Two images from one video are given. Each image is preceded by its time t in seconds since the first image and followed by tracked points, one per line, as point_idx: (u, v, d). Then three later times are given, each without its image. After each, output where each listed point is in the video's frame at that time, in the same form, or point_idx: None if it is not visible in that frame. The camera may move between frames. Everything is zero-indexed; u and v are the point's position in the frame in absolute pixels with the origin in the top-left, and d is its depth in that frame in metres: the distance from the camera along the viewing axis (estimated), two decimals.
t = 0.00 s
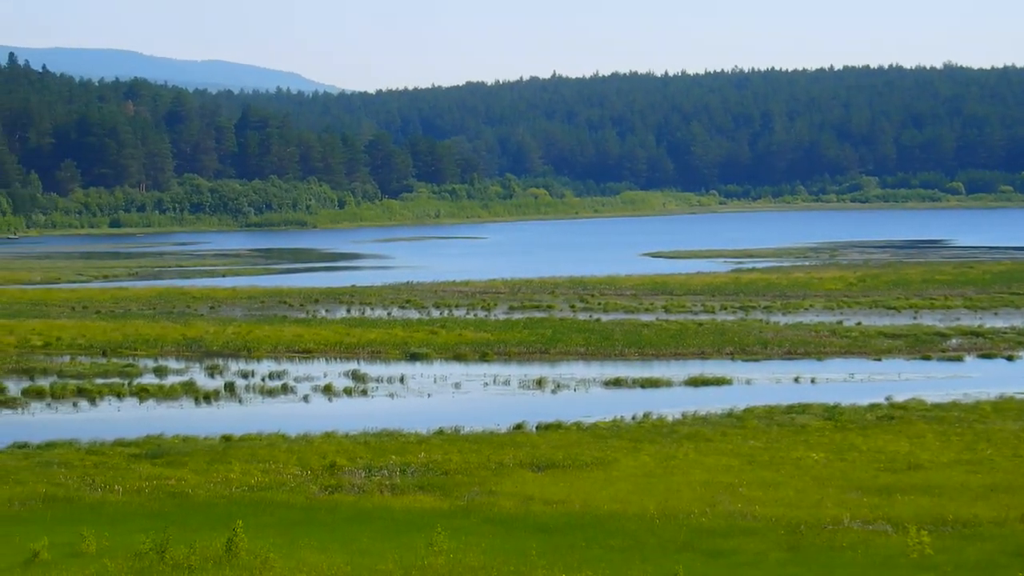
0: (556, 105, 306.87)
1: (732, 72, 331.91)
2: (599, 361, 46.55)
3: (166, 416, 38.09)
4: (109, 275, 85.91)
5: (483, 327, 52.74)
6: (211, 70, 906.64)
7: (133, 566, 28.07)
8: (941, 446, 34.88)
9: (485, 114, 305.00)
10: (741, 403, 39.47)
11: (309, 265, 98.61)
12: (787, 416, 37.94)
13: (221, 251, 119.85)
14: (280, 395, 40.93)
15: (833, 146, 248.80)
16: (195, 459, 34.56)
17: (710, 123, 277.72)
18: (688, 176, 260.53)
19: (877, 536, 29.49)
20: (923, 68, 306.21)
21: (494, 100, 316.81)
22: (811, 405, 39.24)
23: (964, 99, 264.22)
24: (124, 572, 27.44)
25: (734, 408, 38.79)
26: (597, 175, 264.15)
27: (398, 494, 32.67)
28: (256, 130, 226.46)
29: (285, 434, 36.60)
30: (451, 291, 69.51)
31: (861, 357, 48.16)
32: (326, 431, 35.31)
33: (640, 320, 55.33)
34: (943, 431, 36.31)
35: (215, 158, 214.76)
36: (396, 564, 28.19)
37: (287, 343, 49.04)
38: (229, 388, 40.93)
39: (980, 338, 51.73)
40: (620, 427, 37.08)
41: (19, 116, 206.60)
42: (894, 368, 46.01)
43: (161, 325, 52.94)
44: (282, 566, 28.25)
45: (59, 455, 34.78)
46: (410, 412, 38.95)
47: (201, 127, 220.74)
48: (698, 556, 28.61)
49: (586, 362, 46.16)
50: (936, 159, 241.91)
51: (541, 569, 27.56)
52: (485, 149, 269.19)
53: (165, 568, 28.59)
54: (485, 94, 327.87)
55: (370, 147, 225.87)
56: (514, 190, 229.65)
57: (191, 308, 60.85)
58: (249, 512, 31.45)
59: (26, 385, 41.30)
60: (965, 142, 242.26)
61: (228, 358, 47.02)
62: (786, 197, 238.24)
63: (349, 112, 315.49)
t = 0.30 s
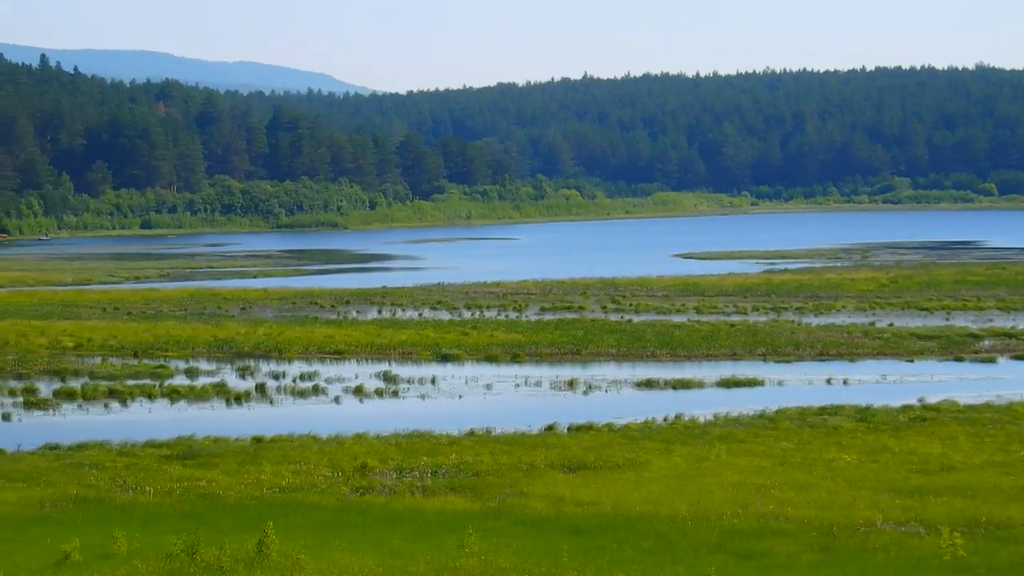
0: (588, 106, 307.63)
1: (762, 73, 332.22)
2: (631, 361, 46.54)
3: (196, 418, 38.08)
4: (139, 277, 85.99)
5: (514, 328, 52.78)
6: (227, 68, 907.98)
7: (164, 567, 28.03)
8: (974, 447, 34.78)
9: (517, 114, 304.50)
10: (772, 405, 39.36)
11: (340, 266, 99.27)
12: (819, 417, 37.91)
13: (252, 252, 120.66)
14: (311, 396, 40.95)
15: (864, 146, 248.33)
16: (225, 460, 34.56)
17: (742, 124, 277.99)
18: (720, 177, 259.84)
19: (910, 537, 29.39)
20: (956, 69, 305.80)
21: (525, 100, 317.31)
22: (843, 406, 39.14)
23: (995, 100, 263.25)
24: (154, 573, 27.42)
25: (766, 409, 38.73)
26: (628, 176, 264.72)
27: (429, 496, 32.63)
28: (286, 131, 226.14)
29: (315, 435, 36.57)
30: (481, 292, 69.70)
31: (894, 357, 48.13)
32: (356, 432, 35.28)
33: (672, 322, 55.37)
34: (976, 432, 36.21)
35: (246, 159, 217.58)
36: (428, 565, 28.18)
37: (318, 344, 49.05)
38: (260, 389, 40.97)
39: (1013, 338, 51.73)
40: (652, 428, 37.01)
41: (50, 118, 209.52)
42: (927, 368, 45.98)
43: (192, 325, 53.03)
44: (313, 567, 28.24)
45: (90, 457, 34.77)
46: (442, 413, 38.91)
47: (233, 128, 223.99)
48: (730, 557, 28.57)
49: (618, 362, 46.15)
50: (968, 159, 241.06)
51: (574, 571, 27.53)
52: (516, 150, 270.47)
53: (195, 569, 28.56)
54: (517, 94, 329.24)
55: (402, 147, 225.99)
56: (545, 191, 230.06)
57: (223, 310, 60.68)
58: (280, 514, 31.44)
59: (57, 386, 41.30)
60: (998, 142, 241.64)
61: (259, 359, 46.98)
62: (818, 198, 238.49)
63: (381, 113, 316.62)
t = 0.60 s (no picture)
0: (619, 108, 308.78)
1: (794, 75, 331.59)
2: (662, 363, 46.50)
3: (226, 419, 38.09)
4: (170, 278, 86.30)
5: (545, 330, 52.74)
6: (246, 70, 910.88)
7: (194, 568, 28.00)
8: (1007, 450, 34.62)
9: (549, 116, 305.14)
10: (804, 406, 39.27)
11: (371, 268, 99.13)
12: (851, 420, 37.85)
13: (282, 253, 120.64)
14: (342, 398, 40.93)
15: (896, 148, 246.67)
16: (256, 462, 34.52)
17: (774, 126, 277.70)
18: (751, 179, 260.94)
19: (942, 540, 29.28)
20: (990, 72, 304.30)
21: (558, 102, 318.67)
22: (875, 409, 39.02)
23: None
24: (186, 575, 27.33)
25: (797, 412, 38.62)
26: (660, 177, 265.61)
27: (461, 497, 32.60)
28: (317, 133, 227.37)
29: (345, 437, 36.51)
30: (513, 293, 70.06)
31: (926, 360, 48.00)
32: (387, 434, 35.20)
33: (704, 324, 54.96)
34: (1009, 435, 36.04)
35: (277, 161, 218.24)
36: (458, 568, 28.16)
37: (350, 346, 48.96)
38: (291, 392, 40.96)
39: None
40: (684, 431, 36.92)
41: (81, 120, 214.77)
42: (958, 370, 45.83)
43: (223, 328, 53.07)
44: (344, 569, 28.17)
45: (121, 459, 34.76)
46: (471, 414, 38.84)
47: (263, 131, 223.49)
48: (762, 560, 28.50)
49: (650, 364, 46.17)
50: (1001, 162, 239.16)
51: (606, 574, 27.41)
52: (547, 152, 272.45)
53: (225, 571, 28.49)
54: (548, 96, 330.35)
55: (432, 150, 225.88)
56: (576, 193, 230.08)
57: (255, 311, 60.69)
58: (311, 516, 31.42)
59: (89, 387, 41.36)
60: None
61: (290, 362, 46.97)
62: (850, 200, 236.99)
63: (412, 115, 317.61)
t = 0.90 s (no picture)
0: (652, 108, 309.51)
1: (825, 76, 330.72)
2: (694, 362, 46.48)
3: (257, 418, 38.09)
4: (202, 278, 86.08)
5: (577, 329, 52.80)
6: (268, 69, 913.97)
7: (226, 567, 27.99)
8: None
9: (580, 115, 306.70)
10: (837, 406, 39.19)
11: (403, 267, 99.05)
12: (883, 419, 37.80)
13: (315, 252, 120.51)
14: (374, 397, 40.93)
15: (929, 148, 245.53)
16: (288, 462, 34.50)
17: (807, 125, 277.69)
18: (784, 178, 261.93)
19: (976, 539, 29.16)
20: None
21: (589, 101, 319.44)
22: (908, 408, 38.95)
23: None
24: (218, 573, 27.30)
25: (830, 411, 38.58)
26: (692, 177, 268.07)
27: (493, 497, 32.57)
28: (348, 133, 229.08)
29: (377, 437, 36.49)
30: (545, 292, 69.96)
31: (959, 359, 47.84)
32: (419, 433, 35.15)
33: (736, 323, 55.00)
34: None
35: (309, 161, 219.81)
36: (489, 567, 28.08)
37: (381, 345, 48.95)
38: (322, 391, 40.96)
39: None
40: (716, 430, 36.87)
41: (112, 120, 215.87)
42: (990, 370, 45.72)
43: (255, 326, 53.16)
44: (376, 569, 28.12)
45: (153, 458, 34.78)
46: (502, 414, 38.80)
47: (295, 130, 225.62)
48: (795, 560, 28.45)
49: (682, 363, 46.08)
50: None
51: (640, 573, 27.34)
52: (579, 151, 275.49)
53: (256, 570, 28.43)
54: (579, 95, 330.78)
55: (464, 149, 228.49)
56: (608, 193, 230.19)
57: (287, 310, 60.49)
58: (342, 515, 31.40)
59: (119, 386, 41.40)
60: None
61: (321, 361, 46.94)
62: (881, 198, 235.80)
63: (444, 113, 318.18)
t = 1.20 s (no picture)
0: (685, 108, 307.89)
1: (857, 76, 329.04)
2: (728, 363, 46.36)
3: (290, 420, 38.10)
4: (234, 279, 86.09)
5: (610, 331, 52.84)
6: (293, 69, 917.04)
7: (258, 569, 27.96)
8: None
9: (613, 118, 306.85)
10: (870, 408, 39.14)
11: (436, 269, 99.00)
12: (917, 421, 37.72)
13: (348, 255, 120.41)
14: (406, 399, 40.91)
15: (963, 148, 244.58)
16: (320, 463, 34.47)
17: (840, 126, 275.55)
18: (817, 180, 259.86)
19: (1011, 541, 29.07)
20: None
21: (622, 103, 318.71)
22: (943, 410, 38.84)
23: None
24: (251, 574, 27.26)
25: (864, 413, 38.51)
26: (725, 178, 266.40)
27: (526, 499, 32.54)
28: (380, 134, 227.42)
29: (411, 438, 36.45)
30: (577, 294, 69.92)
31: (994, 360, 47.66)
32: (452, 436, 35.08)
33: (769, 324, 55.06)
34: None
35: (340, 162, 218.97)
36: (522, 569, 28.05)
37: (414, 346, 48.86)
38: (355, 392, 40.94)
39: None
40: (750, 431, 36.81)
41: (145, 121, 216.57)
42: None
43: (286, 329, 53.26)
44: (409, 570, 28.09)
45: (186, 459, 34.80)
46: (535, 414, 38.74)
47: (327, 131, 225.39)
48: (828, 562, 28.38)
49: (716, 364, 45.98)
50: None
51: None
52: (611, 153, 277.24)
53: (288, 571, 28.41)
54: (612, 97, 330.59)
55: (496, 150, 228.97)
56: (640, 194, 230.50)
57: (319, 312, 60.51)
58: (375, 517, 31.40)
59: (152, 388, 41.45)
60: None
61: (354, 362, 46.97)
62: (916, 200, 234.37)
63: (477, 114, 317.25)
